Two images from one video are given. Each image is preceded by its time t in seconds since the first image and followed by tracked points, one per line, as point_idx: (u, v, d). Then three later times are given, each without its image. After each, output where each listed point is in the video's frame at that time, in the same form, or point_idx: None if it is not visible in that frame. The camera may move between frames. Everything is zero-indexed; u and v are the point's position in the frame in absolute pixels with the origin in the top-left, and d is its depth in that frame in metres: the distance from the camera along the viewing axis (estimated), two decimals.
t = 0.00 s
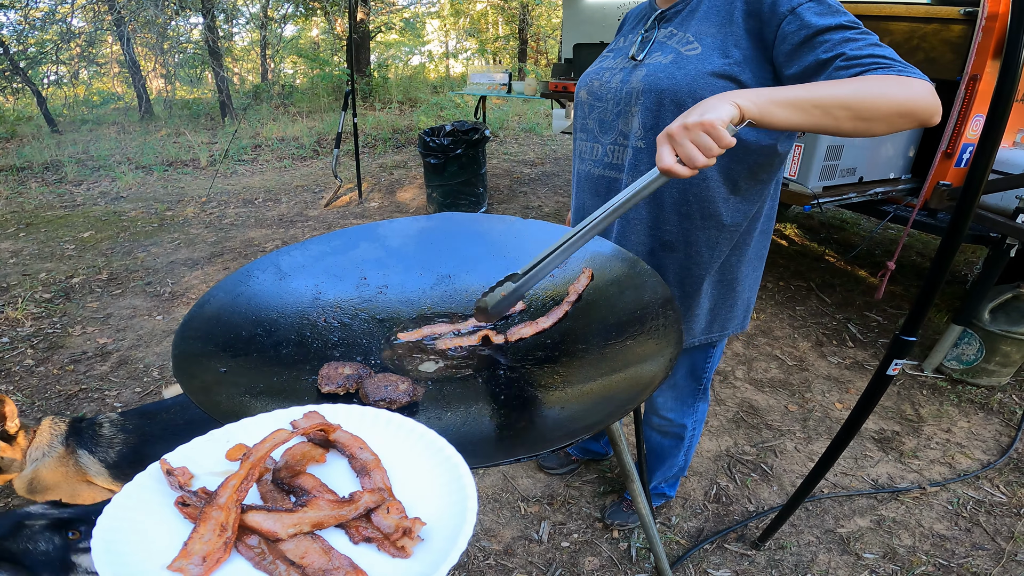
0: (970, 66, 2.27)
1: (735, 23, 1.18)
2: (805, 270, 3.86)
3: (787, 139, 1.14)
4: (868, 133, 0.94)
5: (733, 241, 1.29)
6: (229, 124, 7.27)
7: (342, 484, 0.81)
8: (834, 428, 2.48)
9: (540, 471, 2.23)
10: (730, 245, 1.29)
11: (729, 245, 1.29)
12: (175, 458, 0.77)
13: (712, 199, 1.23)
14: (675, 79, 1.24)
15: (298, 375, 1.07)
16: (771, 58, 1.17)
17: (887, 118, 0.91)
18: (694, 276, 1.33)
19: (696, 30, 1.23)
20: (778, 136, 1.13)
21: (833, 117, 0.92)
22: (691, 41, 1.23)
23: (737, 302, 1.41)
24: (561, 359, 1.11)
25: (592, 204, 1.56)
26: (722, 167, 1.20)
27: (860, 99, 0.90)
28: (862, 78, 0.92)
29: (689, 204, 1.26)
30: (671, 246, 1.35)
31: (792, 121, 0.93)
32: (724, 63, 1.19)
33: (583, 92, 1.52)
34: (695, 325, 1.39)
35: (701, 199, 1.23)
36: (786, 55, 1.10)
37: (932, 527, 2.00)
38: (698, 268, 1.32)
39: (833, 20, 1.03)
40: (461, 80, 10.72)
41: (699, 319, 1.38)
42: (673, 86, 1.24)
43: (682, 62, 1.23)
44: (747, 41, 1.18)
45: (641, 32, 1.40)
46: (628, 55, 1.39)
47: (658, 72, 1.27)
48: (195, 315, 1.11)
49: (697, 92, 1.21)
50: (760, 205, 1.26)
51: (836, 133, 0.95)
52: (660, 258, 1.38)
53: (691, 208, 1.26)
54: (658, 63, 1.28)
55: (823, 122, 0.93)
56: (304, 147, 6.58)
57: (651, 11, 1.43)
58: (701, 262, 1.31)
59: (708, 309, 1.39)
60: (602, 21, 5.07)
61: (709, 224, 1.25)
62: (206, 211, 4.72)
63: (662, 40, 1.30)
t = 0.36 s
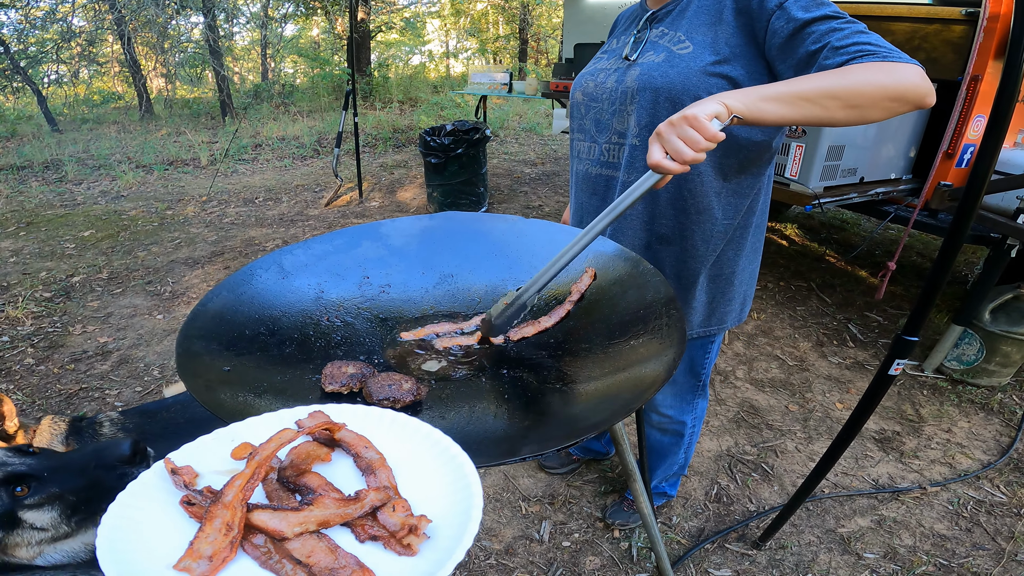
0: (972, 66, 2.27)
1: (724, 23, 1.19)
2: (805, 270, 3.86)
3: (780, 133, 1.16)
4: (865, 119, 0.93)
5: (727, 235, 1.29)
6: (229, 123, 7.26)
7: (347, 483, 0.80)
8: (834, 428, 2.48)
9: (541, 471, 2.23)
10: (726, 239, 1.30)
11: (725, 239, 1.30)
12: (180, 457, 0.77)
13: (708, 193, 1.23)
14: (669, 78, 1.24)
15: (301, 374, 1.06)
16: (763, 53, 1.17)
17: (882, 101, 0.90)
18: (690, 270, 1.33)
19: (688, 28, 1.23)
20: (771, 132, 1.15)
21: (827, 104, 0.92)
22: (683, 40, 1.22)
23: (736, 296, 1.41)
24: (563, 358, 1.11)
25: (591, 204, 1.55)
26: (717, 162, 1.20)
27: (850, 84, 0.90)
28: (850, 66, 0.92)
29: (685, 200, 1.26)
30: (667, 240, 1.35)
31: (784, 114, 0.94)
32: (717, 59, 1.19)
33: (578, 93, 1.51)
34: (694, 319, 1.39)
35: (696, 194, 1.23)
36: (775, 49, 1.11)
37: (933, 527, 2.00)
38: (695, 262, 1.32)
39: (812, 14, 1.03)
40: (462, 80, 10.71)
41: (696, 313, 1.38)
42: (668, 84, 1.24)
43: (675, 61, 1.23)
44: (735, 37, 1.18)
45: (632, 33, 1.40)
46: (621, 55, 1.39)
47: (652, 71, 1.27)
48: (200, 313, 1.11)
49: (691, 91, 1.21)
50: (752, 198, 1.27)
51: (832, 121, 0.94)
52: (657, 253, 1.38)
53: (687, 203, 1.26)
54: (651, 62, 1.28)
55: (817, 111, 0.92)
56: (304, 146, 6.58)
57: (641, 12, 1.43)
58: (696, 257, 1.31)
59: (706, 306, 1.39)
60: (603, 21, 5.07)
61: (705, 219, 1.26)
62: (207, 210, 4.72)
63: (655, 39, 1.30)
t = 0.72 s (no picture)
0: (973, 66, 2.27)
1: (720, 21, 1.18)
2: (805, 270, 3.86)
3: (776, 131, 1.15)
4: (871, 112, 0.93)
5: (725, 234, 1.29)
6: (230, 122, 7.25)
7: (349, 484, 0.80)
8: (835, 428, 2.48)
9: (541, 471, 2.23)
10: (725, 238, 1.29)
11: (723, 238, 1.29)
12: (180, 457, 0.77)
13: (706, 192, 1.23)
14: (667, 77, 1.24)
15: (302, 374, 1.06)
16: (758, 50, 1.16)
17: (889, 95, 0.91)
18: (689, 269, 1.33)
19: (683, 28, 1.23)
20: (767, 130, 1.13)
21: (835, 97, 0.91)
22: (680, 40, 1.23)
23: (736, 295, 1.41)
24: (564, 359, 1.11)
25: (591, 203, 1.55)
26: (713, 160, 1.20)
27: (858, 77, 0.90)
28: (853, 58, 0.92)
29: (682, 197, 1.26)
30: (666, 237, 1.35)
31: (792, 107, 0.93)
32: (714, 59, 1.19)
33: (577, 94, 1.51)
34: (693, 317, 1.39)
35: (694, 192, 1.23)
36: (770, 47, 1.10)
37: (933, 528, 2.00)
38: (693, 261, 1.31)
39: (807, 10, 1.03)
40: (463, 79, 10.71)
41: (695, 312, 1.38)
42: (665, 84, 1.24)
43: (672, 61, 1.23)
44: (731, 37, 1.18)
45: (629, 33, 1.40)
46: (618, 56, 1.39)
47: (649, 71, 1.26)
48: (200, 313, 1.12)
49: (688, 89, 1.21)
50: (750, 196, 1.26)
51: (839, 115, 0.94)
52: (656, 250, 1.38)
53: (685, 201, 1.26)
54: (647, 63, 1.28)
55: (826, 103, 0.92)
56: (305, 146, 6.58)
57: (638, 13, 1.43)
58: (695, 255, 1.30)
59: (706, 304, 1.39)
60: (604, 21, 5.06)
61: (702, 218, 1.25)
62: (207, 210, 4.72)
63: (652, 39, 1.30)
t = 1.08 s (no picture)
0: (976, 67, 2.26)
1: (734, 22, 1.18)
2: (807, 271, 3.85)
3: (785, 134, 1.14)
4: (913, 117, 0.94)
5: (735, 237, 1.29)
6: (232, 122, 7.25)
7: (351, 488, 0.80)
8: (837, 429, 2.47)
9: (543, 472, 2.22)
10: (735, 241, 1.29)
11: (732, 240, 1.29)
12: (182, 458, 0.77)
13: (716, 193, 1.23)
14: (679, 77, 1.23)
15: (304, 376, 1.06)
16: (775, 51, 1.15)
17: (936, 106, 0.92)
18: (696, 272, 1.33)
19: (696, 29, 1.23)
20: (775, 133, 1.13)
21: (894, 106, 0.90)
22: (693, 40, 1.23)
23: (744, 297, 1.41)
24: (567, 362, 1.10)
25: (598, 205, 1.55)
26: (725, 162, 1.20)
27: (924, 90, 0.89)
28: (925, 69, 0.89)
29: (692, 199, 1.26)
30: (674, 239, 1.35)
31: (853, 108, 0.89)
32: (726, 60, 1.19)
33: (584, 93, 1.51)
34: (700, 320, 1.38)
35: (704, 194, 1.24)
36: (792, 47, 1.09)
37: (935, 528, 1.99)
38: (701, 263, 1.31)
39: (834, 11, 1.02)
40: (464, 80, 10.71)
41: (702, 314, 1.38)
42: (678, 85, 1.23)
43: (684, 61, 1.23)
44: (746, 38, 1.18)
45: (639, 33, 1.40)
46: (628, 56, 1.38)
47: (661, 71, 1.26)
48: (204, 314, 1.11)
49: (701, 90, 1.21)
50: (762, 199, 1.26)
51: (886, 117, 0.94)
52: (664, 253, 1.38)
53: (695, 203, 1.26)
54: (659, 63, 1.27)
55: (883, 109, 0.90)
56: (306, 146, 6.58)
57: (646, 12, 1.42)
58: (704, 258, 1.30)
59: (712, 306, 1.39)
60: (605, 21, 5.06)
61: (712, 220, 1.25)
62: (208, 210, 4.72)
63: (663, 39, 1.30)
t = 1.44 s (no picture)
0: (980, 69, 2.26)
1: (752, 25, 1.18)
2: (810, 272, 3.85)
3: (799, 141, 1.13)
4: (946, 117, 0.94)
5: (745, 243, 1.28)
6: (233, 123, 7.25)
7: (367, 476, 0.81)
8: (839, 430, 2.46)
9: (545, 473, 2.22)
10: (746, 248, 1.29)
11: (743, 246, 1.28)
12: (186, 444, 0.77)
13: (727, 199, 1.23)
14: (692, 80, 1.23)
15: (310, 379, 1.06)
16: (794, 53, 1.16)
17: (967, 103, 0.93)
18: (706, 277, 1.33)
19: (711, 31, 1.23)
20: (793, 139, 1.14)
21: (934, 94, 0.89)
22: (708, 43, 1.22)
23: (754, 304, 1.41)
24: (573, 365, 1.10)
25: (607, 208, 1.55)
26: (738, 167, 1.21)
27: (958, 79, 0.89)
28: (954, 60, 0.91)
29: (704, 206, 1.26)
30: (684, 247, 1.35)
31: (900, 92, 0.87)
32: (742, 64, 1.19)
33: (595, 94, 1.50)
34: (708, 326, 1.38)
35: (716, 201, 1.24)
36: (811, 50, 1.09)
37: (938, 529, 1.99)
38: (710, 270, 1.32)
39: (854, 15, 1.02)
40: (465, 80, 10.71)
41: (711, 321, 1.38)
42: (691, 88, 1.23)
43: (698, 64, 1.23)
44: (763, 41, 1.18)
45: (653, 34, 1.39)
46: (642, 57, 1.38)
47: (674, 74, 1.26)
48: (208, 317, 1.11)
49: (714, 94, 1.21)
50: (773, 206, 1.26)
51: (921, 114, 0.93)
52: (673, 259, 1.39)
53: (706, 209, 1.26)
54: (673, 65, 1.27)
55: (922, 100, 0.89)
56: (307, 146, 6.58)
57: (661, 12, 1.42)
58: (714, 265, 1.30)
59: (721, 312, 1.38)
60: (607, 22, 5.06)
61: (723, 227, 1.25)
62: (210, 211, 4.72)
63: (677, 41, 1.30)
